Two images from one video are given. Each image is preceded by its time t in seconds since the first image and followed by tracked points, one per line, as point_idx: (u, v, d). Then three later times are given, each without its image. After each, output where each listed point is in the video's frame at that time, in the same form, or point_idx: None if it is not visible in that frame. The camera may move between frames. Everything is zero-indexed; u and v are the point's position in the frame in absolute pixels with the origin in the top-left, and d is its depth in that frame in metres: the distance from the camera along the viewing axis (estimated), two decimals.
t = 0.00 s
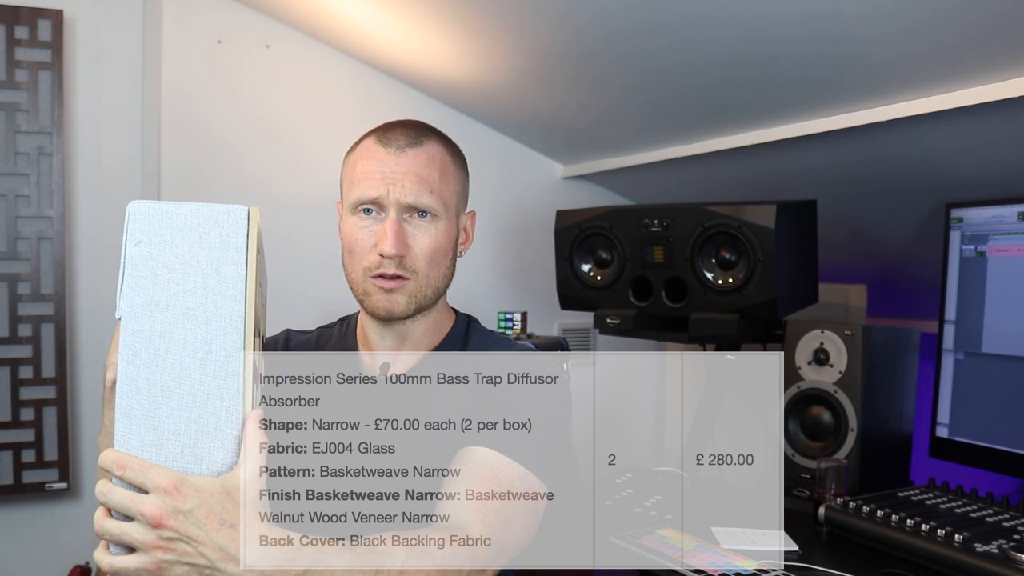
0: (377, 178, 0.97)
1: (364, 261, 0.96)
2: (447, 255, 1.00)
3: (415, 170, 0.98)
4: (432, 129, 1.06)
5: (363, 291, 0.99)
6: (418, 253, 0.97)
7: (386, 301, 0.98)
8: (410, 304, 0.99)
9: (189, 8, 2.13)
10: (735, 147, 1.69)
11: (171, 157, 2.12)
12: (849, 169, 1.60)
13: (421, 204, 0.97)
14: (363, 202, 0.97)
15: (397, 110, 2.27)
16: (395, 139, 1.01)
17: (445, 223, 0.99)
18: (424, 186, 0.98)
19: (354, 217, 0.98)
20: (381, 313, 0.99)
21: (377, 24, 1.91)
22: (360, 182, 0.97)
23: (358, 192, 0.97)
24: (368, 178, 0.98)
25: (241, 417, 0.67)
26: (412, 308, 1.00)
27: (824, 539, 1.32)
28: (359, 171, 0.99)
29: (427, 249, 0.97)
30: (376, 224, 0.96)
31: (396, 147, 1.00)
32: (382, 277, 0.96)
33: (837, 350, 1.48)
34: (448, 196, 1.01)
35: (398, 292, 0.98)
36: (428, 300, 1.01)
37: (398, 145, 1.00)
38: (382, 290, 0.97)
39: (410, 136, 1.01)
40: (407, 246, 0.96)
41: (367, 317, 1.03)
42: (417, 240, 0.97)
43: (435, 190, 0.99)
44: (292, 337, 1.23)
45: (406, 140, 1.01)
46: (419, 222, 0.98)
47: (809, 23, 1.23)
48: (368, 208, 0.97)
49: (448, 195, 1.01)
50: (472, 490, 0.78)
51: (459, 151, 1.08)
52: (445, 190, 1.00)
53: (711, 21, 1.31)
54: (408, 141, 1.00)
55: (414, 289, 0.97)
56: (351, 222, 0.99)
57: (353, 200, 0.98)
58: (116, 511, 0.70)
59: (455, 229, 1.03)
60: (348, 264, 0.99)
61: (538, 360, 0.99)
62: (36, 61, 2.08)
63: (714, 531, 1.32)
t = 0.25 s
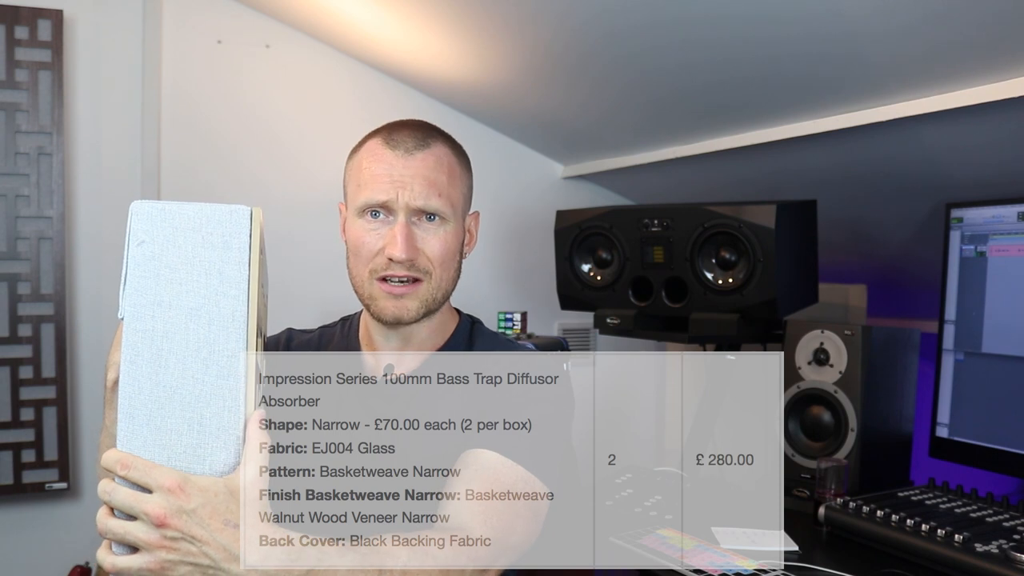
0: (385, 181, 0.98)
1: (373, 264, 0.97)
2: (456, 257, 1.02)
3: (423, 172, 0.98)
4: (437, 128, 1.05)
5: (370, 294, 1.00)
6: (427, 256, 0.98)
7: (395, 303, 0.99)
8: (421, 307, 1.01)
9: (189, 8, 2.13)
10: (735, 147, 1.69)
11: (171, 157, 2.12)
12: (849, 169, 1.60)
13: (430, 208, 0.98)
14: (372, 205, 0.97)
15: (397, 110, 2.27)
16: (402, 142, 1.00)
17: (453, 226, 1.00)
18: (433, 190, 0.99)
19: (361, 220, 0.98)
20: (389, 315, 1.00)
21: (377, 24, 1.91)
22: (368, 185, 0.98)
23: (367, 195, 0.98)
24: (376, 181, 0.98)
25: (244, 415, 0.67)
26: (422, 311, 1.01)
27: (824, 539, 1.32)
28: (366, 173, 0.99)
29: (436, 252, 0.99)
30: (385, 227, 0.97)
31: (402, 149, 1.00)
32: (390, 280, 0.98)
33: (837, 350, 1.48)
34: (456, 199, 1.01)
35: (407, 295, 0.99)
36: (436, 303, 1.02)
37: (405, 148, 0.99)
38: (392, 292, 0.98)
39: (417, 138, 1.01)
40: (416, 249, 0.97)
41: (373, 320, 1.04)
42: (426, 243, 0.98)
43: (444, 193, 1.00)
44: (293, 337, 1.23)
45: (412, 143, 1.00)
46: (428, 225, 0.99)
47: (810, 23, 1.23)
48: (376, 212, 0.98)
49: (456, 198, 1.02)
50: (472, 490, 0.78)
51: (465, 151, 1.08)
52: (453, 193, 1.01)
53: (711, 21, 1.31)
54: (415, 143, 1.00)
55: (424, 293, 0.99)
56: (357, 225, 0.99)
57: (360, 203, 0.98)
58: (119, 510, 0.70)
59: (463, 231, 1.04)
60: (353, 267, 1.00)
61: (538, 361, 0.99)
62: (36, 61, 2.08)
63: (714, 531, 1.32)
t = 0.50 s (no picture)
0: (381, 185, 0.96)
1: (371, 268, 0.96)
2: (454, 258, 1.01)
3: (419, 175, 0.97)
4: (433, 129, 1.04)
5: (369, 299, 0.99)
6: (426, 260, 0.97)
7: (394, 308, 0.98)
8: (419, 310, 1.00)
9: (189, 8, 2.13)
10: (734, 147, 1.69)
11: (171, 158, 2.12)
12: (849, 169, 1.60)
13: (427, 211, 0.97)
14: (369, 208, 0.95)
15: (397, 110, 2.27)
16: (399, 145, 1.00)
17: (451, 228, 0.99)
18: (430, 193, 0.97)
19: (358, 224, 0.97)
20: (388, 319, 0.99)
21: (377, 24, 1.91)
22: (364, 189, 0.96)
23: (362, 198, 0.96)
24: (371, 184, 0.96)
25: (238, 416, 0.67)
26: (421, 313, 1.00)
27: (824, 539, 1.32)
28: (361, 176, 0.97)
29: (435, 256, 0.97)
30: (383, 231, 0.96)
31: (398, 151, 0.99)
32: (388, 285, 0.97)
33: (837, 350, 1.48)
34: (454, 200, 1.01)
35: (407, 299, 0.98)
36: (435, 304, 1.02)
37: (402, 151, 0.99)
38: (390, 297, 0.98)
39: (413, 140, 1.01)
40: (415, 253, 0.96)
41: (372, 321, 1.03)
42: (425, 247, 0.97)
43: (441, 195, 0.98)
44: (293, 337, 1.23)
45: (409, 145, 1.00)
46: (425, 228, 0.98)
47: (810, 23, 1.23)
48: (373, 216, 0.96)
49: (453, 199, 1.01)
50: (473, 490, 0.77)
51: (461, 151, 1.07)
52: (450, 195, 1.00)
53: (711, 21, 1.31)
54: (412, 146, 1.00)
55: (422, 296, 0.99)
56: (355, 229, 0.98)
57: (356, 207, 0.97)
58: (114, 514, 0.71)
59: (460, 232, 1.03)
60: (352, 270, 0.99)
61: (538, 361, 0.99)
62: (36, 61, 2.08)
63: (714, 531, 1.32)
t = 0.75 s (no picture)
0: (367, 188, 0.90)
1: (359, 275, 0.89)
2: (443, 261, 0.95)
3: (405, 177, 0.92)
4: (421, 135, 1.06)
5: (360, 302, 0.92)
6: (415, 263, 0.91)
7: (384, 312, 0.91)
8: (411, 314, 0.94)
9: (189, 8, 2.14)
10: (735, 147, 1.69)
11: (170, 158, 2.12)
12: (849, 169, 1.60)
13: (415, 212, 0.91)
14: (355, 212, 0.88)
15: (397, 110, 2.27)
16: (386, 147, 1.01)
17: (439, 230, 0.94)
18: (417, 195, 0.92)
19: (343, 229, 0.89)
20: (378, 326, 0.92)
21: (377, 24, 1.91)
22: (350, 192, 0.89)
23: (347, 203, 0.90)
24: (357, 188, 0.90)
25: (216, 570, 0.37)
26: (413, 317, 0.94)
27: (825, 539, 1.32)
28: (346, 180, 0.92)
29: (423, 259, 0.91)
30: (371, 236, 0.88)
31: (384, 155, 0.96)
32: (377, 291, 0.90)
33: (837, 350, 1.48)
34: (440, 202, 0.97)
35: (397, 304, 0.91)
36: (427, 305, 0.96)
37: (389, 154, 0.99)
38: (381, 303, 0.91)
39: (400, 143, 1.02)
40: (403, 258, 0.90)
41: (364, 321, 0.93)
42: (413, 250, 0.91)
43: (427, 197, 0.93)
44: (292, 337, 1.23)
45: (395, 148, 1.01)
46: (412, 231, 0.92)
47: (810, 23, 1.23)
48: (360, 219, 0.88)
49: (440, 202, 0.98)
50: (475, 490, 0.75)
51: (448, 154, 1.09)
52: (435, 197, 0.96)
53: (712, 21, 1.31)
54: (398, 149, 1.01)
55: (414, 298, 0.91)
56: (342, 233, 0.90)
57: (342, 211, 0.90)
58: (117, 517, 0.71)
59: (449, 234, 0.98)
60: (344, 275, 0.92)
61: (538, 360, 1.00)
62: (36, 61, 2.08)
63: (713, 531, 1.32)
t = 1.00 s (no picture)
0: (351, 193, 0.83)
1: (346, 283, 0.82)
2: (433, 267, 0.88)
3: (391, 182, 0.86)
4: (412, 134, 1.02)
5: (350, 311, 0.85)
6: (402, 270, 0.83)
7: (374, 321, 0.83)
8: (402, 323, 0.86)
9: (189, 8, 2.13)
10: (735, 147, 1.69)
11: (171, 158, 2.13)
12: (849, 169, 1.60)
13: (400, 220, 0.83)
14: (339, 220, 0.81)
15: (397, 110, 2.27)
16: (371, 152, 0.94)
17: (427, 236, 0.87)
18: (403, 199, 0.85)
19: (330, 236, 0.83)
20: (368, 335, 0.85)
21: (377, 24, 1.91)
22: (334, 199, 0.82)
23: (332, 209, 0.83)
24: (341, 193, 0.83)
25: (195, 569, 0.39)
26: (403, 325, 0.85)
27: (825, 539, 1.32)
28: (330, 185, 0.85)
29: (410, 266, 0.84)
30: (356, 243, 0.83)
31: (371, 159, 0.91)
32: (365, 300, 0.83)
33: (837, 350, 1.48)
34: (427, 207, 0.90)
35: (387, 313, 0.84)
36: (418, 313, 0.88)
37: (374, 159, 0.92)
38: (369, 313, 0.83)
39: (385, 147, 0.95)
40: (390, 265, 0.82)
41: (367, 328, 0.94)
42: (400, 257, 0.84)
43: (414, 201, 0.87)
44: (293, 338, 1.23)
45: (379, 154, 0.94)
46: (400, 237, 0.84)
47: (810, 23, 1.23)
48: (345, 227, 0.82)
49: (428, 206, 0.92)
50: (474, 490, 0.74)
51: (435, 159, 1.03)
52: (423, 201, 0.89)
53: (712, 21, 1.31)
54: (383, 154, 0.94)
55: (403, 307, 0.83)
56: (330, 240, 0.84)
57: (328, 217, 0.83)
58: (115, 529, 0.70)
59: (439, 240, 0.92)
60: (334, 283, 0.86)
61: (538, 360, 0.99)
62: (36, 61, 2.08)
63: (713, 531, 1.32)
